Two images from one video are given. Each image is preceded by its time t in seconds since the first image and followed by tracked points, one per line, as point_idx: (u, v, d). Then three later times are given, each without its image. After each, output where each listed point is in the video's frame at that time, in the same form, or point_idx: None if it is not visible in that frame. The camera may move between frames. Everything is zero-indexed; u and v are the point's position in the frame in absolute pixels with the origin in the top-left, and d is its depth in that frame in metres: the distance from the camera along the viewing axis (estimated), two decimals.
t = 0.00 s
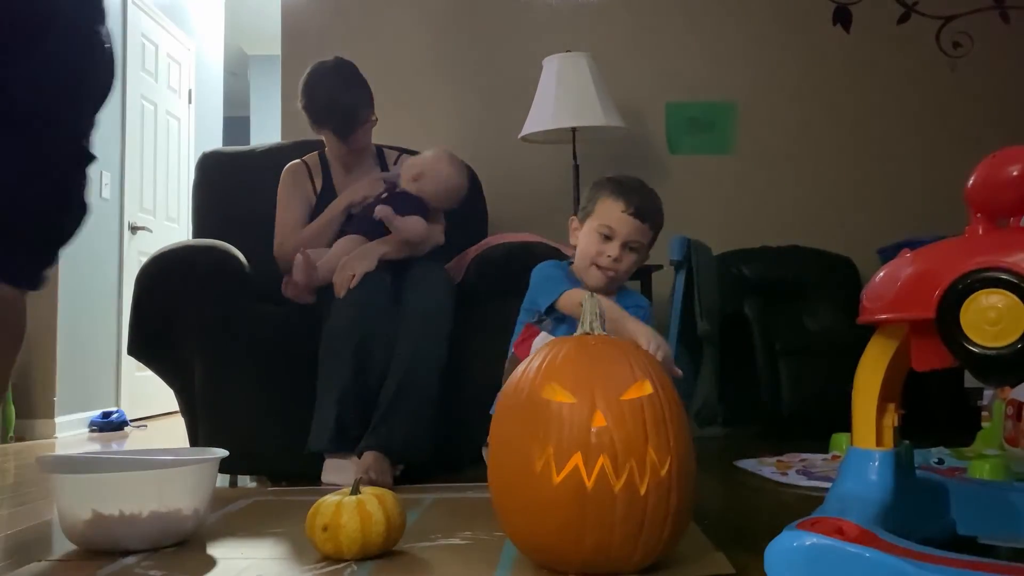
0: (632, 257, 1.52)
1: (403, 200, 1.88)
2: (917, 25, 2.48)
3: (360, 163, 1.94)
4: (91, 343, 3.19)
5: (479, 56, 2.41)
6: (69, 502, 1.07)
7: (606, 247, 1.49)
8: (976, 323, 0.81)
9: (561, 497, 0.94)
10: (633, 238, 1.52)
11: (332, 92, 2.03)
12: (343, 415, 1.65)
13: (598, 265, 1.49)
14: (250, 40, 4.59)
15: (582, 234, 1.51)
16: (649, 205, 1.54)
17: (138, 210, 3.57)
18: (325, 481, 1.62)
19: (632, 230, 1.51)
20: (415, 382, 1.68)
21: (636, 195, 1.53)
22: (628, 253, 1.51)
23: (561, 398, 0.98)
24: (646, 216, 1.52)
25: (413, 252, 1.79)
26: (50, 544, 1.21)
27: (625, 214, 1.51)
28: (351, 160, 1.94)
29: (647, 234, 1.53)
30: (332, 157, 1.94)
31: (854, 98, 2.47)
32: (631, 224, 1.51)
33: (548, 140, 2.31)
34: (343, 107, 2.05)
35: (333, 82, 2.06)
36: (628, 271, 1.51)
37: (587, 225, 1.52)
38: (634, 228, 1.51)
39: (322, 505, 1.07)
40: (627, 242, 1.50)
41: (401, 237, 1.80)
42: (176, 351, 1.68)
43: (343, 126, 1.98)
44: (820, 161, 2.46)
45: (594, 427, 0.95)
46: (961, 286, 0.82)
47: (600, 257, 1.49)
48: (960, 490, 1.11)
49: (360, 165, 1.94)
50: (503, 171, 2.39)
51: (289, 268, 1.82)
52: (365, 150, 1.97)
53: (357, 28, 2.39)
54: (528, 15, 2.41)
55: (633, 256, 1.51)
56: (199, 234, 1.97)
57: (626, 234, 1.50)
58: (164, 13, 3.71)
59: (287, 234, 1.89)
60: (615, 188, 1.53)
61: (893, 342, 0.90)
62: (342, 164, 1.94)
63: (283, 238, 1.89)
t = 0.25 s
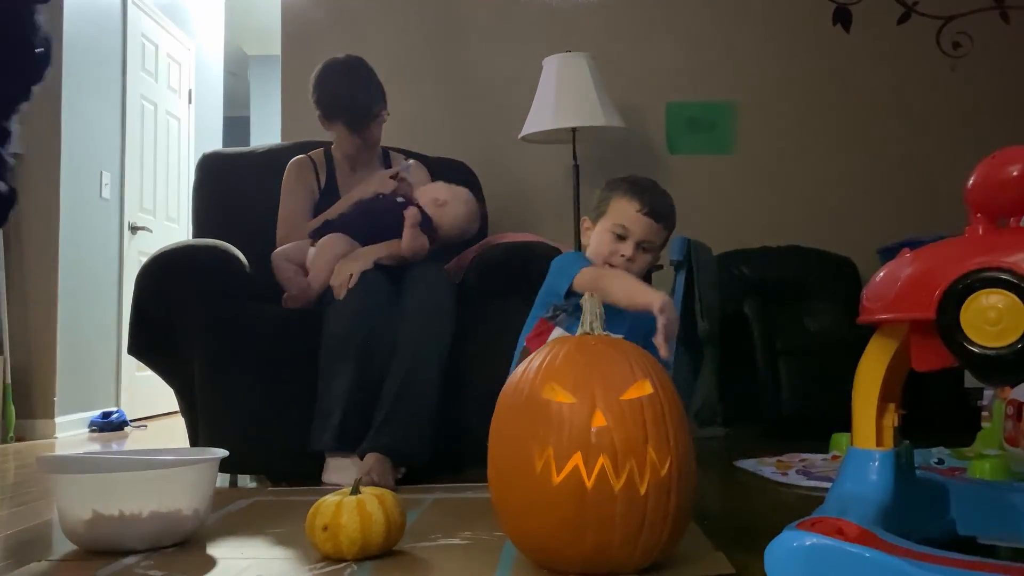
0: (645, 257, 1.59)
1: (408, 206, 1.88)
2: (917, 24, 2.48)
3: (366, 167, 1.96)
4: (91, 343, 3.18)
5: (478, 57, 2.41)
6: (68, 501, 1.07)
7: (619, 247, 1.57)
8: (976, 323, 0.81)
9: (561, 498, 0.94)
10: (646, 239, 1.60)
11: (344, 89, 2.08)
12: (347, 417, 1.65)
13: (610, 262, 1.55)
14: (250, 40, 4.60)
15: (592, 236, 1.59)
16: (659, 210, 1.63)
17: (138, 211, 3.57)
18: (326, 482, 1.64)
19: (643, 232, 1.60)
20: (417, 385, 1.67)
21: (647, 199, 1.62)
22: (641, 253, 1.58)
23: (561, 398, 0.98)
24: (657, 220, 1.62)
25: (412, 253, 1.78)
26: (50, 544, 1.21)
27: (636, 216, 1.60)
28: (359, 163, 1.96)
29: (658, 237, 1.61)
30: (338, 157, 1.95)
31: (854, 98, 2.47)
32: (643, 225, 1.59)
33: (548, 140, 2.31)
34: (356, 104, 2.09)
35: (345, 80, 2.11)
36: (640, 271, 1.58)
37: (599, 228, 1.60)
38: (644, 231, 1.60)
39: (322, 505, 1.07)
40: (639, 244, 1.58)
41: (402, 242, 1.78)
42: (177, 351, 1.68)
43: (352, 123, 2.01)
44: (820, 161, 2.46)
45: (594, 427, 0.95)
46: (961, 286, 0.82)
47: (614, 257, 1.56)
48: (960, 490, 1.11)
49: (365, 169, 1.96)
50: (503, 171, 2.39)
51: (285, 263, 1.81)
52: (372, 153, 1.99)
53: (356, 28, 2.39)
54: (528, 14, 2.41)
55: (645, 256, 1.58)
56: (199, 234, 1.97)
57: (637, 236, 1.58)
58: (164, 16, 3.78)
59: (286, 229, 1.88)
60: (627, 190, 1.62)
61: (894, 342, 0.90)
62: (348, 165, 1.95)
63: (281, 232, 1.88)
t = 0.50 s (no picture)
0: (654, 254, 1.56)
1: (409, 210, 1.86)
2: (917, 25, 2.48)
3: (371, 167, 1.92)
4: (91, 343, 3.18)
5: (478, 57, 2.41)
6: (68, 502, 1.07)
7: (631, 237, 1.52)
8: (976, 323, 0.81)
9: (561, 498, 0.94)
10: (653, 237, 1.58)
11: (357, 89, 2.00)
12: (348, 418, 1.66)
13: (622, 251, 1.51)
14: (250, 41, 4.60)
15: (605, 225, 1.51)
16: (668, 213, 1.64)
17: (138, 211, 3.57)
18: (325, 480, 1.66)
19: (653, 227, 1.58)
20: (418, 386, 1.68)
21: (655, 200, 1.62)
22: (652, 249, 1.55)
23: (561, 399, 0.98)
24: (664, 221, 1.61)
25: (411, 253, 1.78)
26: (51, 544, 1.21)
27: (643, 213, 1.59)
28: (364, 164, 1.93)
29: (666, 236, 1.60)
30: (344, 155, 1.94)
31: (855, 98, 2.47)
32: (652, 222, 1.58)
33: (548, 140, 2.31)
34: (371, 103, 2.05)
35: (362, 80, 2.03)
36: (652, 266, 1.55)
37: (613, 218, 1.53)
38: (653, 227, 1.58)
39: (322, 505, 1.07)
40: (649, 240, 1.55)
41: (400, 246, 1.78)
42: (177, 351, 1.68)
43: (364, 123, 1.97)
44: (819, 162, 2.46)
45: (594, 427, 0.95)
46: (961, 286, 0.82)
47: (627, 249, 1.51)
48: (959, 490, 1.11)
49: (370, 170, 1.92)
50: (502, 171, 2.40)
51: (282, 257, 1.82)
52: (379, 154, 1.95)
53: (355, 28, 2.39)
54: (529, 14, 2.41)
55: (657, 252, 1.55)
56: (199, 234, 1.97)
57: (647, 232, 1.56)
58: (164, 17, 3.80)
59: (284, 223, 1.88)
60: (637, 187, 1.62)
61: (894, 342, 0.90)
62: (353, 163, 1.93)
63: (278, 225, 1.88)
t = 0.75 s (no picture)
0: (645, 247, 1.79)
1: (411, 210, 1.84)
2: (917, 24, 2.49)
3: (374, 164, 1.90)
4: (92, 343, 3.19)
5: (479, 57, 2.41)
6: (68, 501, 1.07)
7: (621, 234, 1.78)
8: (977, 323, 0.81)
9: (561, 497, 0.94)
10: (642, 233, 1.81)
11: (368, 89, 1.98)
12: (348, 418, 1.66)
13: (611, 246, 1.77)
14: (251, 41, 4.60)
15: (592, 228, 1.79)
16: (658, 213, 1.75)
17: (138, 211, 3.57)
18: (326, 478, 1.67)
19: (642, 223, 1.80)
20: (419, 387, 1.69)
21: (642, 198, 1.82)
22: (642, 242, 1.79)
23: (561, 398, 0.98)
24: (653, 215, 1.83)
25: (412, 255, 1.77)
26: (51, 544, 1.21)
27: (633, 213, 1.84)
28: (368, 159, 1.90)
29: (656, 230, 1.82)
30: (347, 150, 1.91)
31: (855, 98, 2.47)
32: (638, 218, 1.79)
33: (548, 141, 2.31)
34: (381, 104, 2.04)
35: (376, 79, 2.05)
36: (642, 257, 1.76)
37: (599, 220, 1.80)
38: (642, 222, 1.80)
39: (322, 505, 1.07)
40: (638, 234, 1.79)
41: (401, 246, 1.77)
42: (177, 351, 1.68)
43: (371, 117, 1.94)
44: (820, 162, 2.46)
45: (594, 427, 0.95)
46: (960, 286, 0.82)
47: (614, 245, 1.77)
48: (959, 491, 1.11)
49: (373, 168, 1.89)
50: (503, 171, 2.40)
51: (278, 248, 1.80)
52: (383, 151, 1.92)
53: (356, 28, 2.39)
54: (529, 14, 2.41)
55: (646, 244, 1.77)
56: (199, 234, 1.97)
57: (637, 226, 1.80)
58: (164, 17, 3.80)
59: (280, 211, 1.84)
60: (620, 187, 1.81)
61: (894, 342, 0.90)
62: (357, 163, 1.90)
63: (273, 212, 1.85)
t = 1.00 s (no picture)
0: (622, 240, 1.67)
1: (410, 208, 1.82)
2: (918, 24, 2.48)
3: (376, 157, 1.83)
4: (92, 343, 3.19)
5: (479, 58, 2.41)
6: (68, 501, 1.07)
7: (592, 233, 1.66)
8: (977, 323, 0.81)
9: (561, 497, 0.94)
10: (616, 227, 1.68)
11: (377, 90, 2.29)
12: (347, 415, 1.69)
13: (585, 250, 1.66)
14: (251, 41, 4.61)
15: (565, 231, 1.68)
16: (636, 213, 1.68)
17: (138, 211, 3.57)
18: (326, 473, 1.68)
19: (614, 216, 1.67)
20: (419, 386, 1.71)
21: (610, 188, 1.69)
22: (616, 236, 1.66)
23: (561, 398, 0.98)
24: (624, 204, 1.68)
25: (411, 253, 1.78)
26: (50, 544, 1.21)
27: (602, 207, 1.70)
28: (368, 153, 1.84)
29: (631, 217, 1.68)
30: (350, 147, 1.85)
31: (855, 97, 2.47)
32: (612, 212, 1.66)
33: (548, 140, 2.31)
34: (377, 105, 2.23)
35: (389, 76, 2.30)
36: (619, 255, 1.64)
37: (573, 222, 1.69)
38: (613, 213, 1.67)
39: (322, 505, 1.07)
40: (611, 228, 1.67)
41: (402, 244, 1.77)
42: (176, 351, 1.68)
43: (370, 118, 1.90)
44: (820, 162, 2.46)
45: (594, 427, 0.95)
46: (961, 286, 0.82)
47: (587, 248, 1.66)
48: (959, 490, 1.10)
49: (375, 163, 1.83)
50: (503, 172, 2.40)
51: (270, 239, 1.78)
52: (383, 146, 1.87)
53: (356, 29, 2.39)
54: (529, 14, 2.41)
55: (620, 240, 1.64)
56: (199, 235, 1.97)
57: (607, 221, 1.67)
58: (164, 17, 3.80)
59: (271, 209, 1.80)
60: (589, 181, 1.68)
61: (894, 342, 0.90)
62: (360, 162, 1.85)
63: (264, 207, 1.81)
